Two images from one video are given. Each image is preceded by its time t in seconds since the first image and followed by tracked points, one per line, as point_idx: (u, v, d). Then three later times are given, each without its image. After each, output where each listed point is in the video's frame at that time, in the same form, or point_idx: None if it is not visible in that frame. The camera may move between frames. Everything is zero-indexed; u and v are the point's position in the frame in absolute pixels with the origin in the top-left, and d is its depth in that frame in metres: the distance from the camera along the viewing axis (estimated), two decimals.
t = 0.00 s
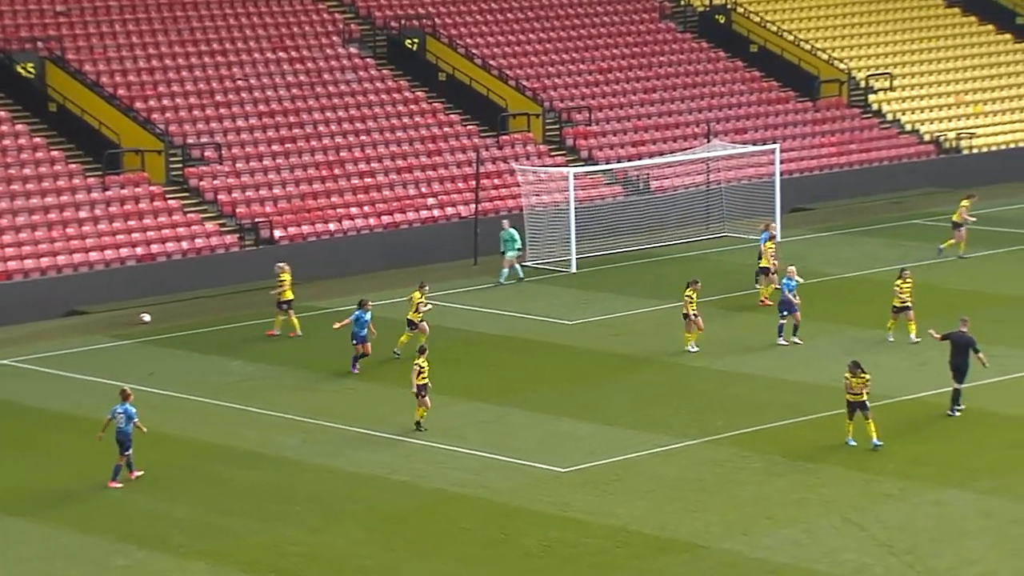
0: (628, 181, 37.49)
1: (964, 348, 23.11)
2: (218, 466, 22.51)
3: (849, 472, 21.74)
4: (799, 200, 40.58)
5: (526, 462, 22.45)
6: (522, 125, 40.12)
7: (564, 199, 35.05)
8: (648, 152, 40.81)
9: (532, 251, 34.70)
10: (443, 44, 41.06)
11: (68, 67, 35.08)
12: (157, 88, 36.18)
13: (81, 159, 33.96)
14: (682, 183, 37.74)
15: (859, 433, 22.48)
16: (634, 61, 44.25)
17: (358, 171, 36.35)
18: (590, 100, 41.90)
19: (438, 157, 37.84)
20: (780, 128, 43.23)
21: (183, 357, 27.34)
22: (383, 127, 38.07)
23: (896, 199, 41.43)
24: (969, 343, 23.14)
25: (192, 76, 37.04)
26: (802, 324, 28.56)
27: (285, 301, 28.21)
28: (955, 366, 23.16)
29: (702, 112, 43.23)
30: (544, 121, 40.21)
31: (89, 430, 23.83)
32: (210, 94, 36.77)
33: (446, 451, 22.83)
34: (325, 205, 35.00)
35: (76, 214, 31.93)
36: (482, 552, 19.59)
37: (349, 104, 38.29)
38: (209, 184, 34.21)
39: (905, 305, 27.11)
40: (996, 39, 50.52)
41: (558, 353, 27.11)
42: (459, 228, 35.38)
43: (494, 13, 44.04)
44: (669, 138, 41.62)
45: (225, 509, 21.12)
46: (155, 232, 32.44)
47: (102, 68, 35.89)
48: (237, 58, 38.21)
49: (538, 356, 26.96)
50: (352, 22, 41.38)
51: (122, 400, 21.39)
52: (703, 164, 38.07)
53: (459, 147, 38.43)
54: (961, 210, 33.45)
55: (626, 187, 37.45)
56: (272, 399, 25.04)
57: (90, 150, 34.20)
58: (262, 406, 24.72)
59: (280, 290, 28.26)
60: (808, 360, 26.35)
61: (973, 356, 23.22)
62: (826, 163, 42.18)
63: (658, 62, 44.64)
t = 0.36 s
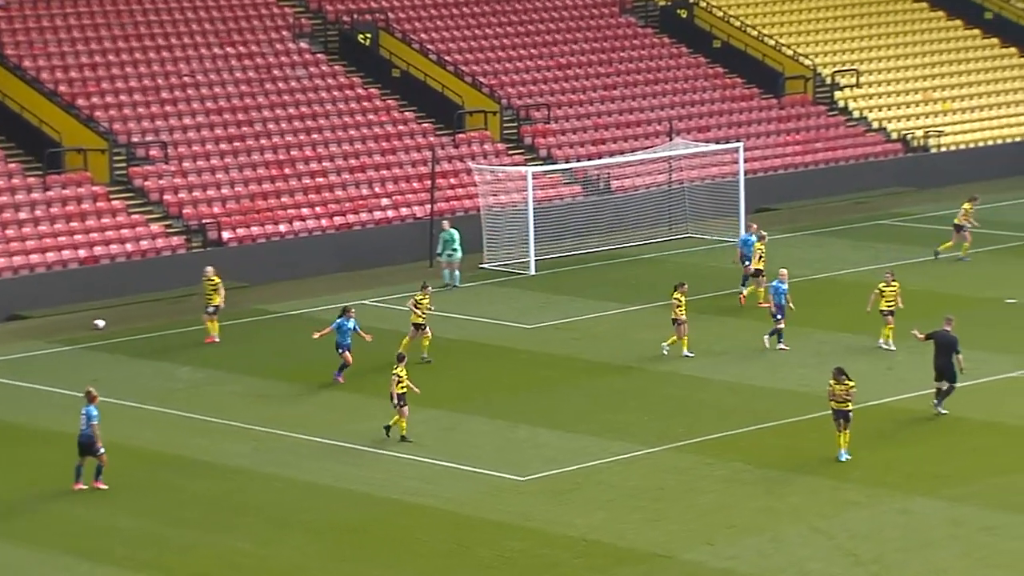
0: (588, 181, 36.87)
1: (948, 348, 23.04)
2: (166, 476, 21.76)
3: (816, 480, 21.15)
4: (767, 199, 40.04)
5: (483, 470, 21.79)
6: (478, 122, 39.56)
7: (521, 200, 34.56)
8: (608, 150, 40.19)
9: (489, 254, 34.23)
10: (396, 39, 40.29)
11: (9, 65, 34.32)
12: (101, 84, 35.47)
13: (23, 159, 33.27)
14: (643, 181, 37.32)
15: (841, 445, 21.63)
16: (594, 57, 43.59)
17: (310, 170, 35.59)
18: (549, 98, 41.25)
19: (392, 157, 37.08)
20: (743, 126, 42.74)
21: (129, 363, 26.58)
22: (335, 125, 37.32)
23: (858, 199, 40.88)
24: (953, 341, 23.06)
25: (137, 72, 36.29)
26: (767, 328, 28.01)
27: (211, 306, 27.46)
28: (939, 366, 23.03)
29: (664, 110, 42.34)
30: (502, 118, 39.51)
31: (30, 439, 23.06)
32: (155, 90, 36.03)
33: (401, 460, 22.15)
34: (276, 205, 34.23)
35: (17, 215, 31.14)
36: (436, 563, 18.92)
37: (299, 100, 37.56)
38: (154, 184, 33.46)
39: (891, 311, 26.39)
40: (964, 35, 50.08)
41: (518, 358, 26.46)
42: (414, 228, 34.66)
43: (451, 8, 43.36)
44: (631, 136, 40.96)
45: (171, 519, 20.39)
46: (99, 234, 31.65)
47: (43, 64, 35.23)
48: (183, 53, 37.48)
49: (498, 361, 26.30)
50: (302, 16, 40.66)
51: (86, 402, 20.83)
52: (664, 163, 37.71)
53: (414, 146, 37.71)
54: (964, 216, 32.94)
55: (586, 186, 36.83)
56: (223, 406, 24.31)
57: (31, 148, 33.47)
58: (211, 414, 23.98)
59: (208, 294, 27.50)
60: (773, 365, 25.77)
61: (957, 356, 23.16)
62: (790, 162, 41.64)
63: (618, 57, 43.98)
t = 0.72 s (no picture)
0: (544, 177, 36.11)
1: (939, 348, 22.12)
2: (104, 485, 20.87)
3: (780, 487, 20.42)
4: (729, 197, 39.36)
5: (435, 478, 20.98)
6: (429, 116, 38.84)
7: (476, 196, 33.71)
8: (566, 145, 39.23)
9: (442, 252, 33.36)
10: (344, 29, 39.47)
11: None
12: (36, 77, 34.58)
13: None
14: (600, 180, 36.38)
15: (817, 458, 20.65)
16: (551, 49, 42.78)
17: (255, 166, 34.67)
18: (504, 90, 40.39)
19: (341, 152, 36.14)
20: (704, 120, 41.99)
21: (68, 368, 25.68)
22: (281, 119, 36.41)
23: (823, 197, 40.34)
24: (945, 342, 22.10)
25: (74, 65, 35.40)
26: (730, 330, 27.28)
27: (136, 311, 26.60)
28: (927, 367, 22.17)
29: (622, 102, 41.62)
30: (454, 112, 38.74)
31: None
32: (93, 83, 35.14)
33: (349, 468, 21.30)
34: (219, 202, 33.28)
35: None
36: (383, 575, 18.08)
37: (243, 94, 36.68)
38: (92, 181, 32.55)
39: (875, 314, 25.52)
40: (933, 25, 49.43)
41: (474, 361, 25.65)
42: (363, 227, 33.78)
43: None
44: (590, 130, 40.07)
45: (107, 530, 19.51)
46: (35, 232, 30.72)
47: None
48: (122, 45, 36.61)
49: (452, 365, 25.47)
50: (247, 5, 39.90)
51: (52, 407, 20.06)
52: (625, 158, 36.89)
53: (364, 141, 36.77)
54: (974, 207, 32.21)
55: (542, 183, 36.11)
56: (165, 412, 23.42)
57: None
58: (152, 420, 23.10)
59: (132, 298, 26.58)
60: (735, 368, 25.03)
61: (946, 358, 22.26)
62: (754, 157, 40.95)
63: (575, 49, 43.14)
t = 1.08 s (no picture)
0: (496, 173, 35.35)
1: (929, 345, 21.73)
2: (38, 495, 19.99)
3: (741, 493, 19.72)
4: (687, 193, 38.73)
5: (383, 485, 20.19)
6: (377, 110, 37.55)
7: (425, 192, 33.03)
8: (519, 139, 38.38)
9: (390, 252, 32.60)
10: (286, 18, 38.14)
11: None
12: None
13: None
14: (554, 175, 35.72)
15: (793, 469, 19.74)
16: (504, 40, 41.82)
17: (194, 161, 33.66)
18: (454, 83, 39.48)
19: (284, 147, 35.16)
20: (661, 113, 41.27)
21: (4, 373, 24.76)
22: (222, 112, 35.39)
23: (785, 191, 39.77)
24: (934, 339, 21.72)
25: (4, 57, 34.41)
26: (691, 331, 26.58)
27: (59, 319, 25.42)
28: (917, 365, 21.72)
29: (577, 95, 40.78)
30: (402, 106, 37.44)
31: None
32: (25, 75, 34.16)
33: (295, 476, 20.49)
34: (157, 199, 32.32)
35: None
36: None
37: (182, 85, 35.65)
38: (24, 177, 31.56)
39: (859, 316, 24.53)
40: (896, 16, 48.78)
41: (427, 364, 24.86)
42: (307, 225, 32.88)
43: None
44: (544, 124, 39.27)
45: (38, 541, 18.63)
46: None
47: None
48: (55, 36, 35.64)
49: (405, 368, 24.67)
50: None
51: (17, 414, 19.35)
52: (580, 152, 36.35)
53: (309, 135, 35.68)
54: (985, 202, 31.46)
55: (494, 179, 35.34)
56: (103, 418, 22.54)
57: None
58: (91, 427, 22.21)
59: (57, 304, 25.43)
60: (695, 370, 24.33)
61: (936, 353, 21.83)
62: (714, 151, 40.29)
63: (528, 40, 42.21)
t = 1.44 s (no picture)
0: (447, 168, 34.37)
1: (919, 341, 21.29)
2: None
3: (702, 499, 19.03)
4: (645, 188, 38.08)
5: (331, 492, 19.43)
6: (323, 104, 36.70)
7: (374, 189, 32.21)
8: (470, 133, 37.65)
9: (337, 250, 31.92)
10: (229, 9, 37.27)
11: None
12: None
13: None
14: (508, 170, 34.98)
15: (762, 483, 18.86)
16: (455, 29, 40.85)
17: (132, 156, 32.80)
18: (401, 74, 38.58)
19: (226, 141, 34.29)
20: (618, 106, 40.55)
21: None
22: (161, 105, 34.43)
23: (748, 187, 39.18)
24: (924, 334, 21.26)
25: None
26: (651, 332, 25.91)
27: None
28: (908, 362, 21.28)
29: (530, 87, 40.01)
30: (349, 98, 36.69)
31: None
32: None
33: (239, 484, 19.72)
34: (93, 196, 31.56)
35: None
36: None
37: (121, 77, 34.63)
38: None
39: (836, 320, 23.90)
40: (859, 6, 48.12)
41: (378, 367, 24.12)
42: (251, 223, 32.12)
43: None
44: (497, 117, 38.47)
45: None
46: None
47: None
48: None
49: (356, 371, 23.93)
50: None
51: None
52: (534, 146, 35.42)
53: (252, 129, 34.93)
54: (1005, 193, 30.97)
55: (444, 173, 34.34)
56: (39, 425, 21.69)
57: None
58: (26, 433, 21.39)
59: None
60: (654, 372, 23.65)
61: (923, 351, 21.43)
62: (673, 146, 39.74)
63: (479, 29, 41.25)
